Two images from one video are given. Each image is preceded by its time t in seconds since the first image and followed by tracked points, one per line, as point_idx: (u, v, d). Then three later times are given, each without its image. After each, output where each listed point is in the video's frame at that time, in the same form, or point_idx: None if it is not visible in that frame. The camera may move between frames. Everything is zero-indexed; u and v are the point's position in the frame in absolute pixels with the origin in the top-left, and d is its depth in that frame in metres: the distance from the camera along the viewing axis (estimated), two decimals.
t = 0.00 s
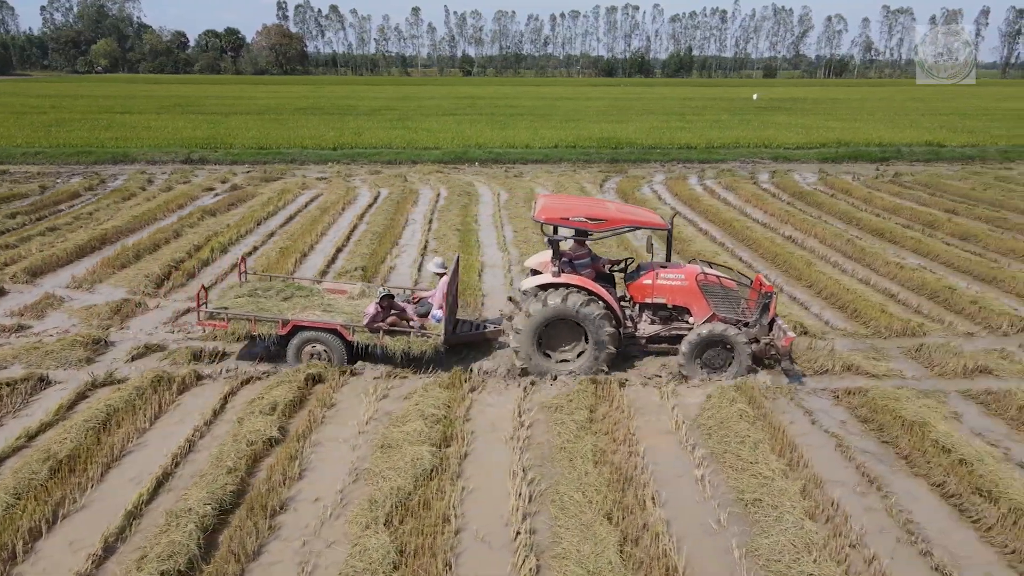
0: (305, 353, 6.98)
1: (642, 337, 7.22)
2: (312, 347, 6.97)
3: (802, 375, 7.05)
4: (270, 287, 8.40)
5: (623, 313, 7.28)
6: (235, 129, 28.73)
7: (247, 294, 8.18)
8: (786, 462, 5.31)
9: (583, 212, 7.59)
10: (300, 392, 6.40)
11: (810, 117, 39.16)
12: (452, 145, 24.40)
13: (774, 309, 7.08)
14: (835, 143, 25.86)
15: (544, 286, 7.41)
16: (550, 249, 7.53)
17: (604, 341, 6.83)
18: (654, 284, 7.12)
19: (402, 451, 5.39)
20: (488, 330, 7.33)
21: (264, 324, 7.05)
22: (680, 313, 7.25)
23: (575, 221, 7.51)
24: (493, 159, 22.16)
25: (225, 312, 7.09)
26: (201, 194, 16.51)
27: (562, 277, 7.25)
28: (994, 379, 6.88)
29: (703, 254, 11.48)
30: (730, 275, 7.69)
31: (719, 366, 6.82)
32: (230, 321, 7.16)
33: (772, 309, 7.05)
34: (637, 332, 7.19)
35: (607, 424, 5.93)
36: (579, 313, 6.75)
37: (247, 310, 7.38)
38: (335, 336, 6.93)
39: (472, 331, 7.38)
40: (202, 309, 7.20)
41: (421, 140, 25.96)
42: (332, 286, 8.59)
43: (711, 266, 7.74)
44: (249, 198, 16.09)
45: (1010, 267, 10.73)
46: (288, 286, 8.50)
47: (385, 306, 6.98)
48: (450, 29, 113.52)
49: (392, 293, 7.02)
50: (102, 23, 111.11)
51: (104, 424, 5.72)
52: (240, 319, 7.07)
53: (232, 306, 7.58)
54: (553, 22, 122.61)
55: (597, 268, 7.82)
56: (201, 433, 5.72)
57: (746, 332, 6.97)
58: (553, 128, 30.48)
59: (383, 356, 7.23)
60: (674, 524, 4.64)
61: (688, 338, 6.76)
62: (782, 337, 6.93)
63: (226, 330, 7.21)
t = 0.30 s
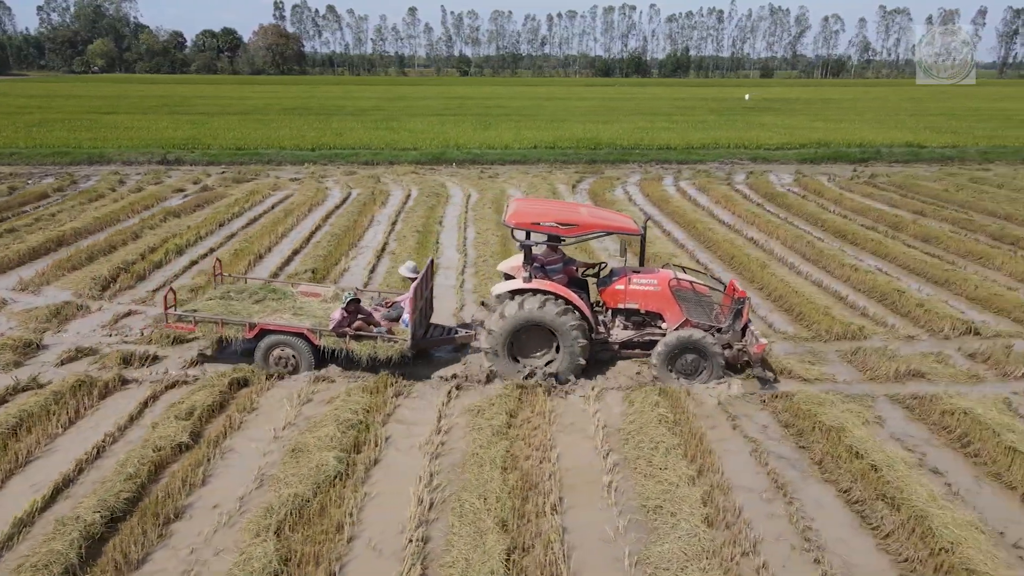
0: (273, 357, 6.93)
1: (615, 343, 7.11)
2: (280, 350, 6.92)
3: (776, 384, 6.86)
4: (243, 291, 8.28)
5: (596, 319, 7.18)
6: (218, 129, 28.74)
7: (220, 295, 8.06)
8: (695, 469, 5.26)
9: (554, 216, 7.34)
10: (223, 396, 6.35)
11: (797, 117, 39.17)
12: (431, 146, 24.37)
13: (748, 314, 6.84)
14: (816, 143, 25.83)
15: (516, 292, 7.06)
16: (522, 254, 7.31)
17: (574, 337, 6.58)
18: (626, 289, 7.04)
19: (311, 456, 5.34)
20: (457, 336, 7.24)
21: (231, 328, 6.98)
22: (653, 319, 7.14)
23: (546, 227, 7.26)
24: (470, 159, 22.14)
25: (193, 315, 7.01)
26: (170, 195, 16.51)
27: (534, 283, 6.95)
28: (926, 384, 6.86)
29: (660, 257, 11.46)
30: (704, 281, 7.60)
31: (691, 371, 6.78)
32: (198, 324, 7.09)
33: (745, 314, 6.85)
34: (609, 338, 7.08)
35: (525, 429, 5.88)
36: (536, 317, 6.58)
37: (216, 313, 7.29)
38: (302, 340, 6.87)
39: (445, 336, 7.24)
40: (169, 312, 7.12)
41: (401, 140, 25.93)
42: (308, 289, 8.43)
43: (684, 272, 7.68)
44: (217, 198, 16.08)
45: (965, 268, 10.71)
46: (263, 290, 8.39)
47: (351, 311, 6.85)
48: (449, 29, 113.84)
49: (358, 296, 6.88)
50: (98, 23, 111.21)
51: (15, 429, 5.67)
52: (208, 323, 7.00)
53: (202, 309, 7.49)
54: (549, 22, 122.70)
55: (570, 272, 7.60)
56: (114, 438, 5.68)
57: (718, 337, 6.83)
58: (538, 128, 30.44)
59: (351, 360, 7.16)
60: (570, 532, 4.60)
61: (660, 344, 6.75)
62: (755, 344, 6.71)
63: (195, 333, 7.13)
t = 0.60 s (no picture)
0: (243, 357, 6.87)
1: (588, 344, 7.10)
2: (250, 351, 6.85)
3: (750, 385, 6.89)
4: (219, 290, 8.15)
5: (569, 320, 7.17)
6: (201, 130, 28.72)
7: (195, 294, 7.96)
8: (606, 472, 5.22)
9: (525, 218, 7.23)
10: (147, 398, 6.30)
11: (784, 117, 39.10)
12: (411, 146, 24.32)
13: (722, 315, 6.87)
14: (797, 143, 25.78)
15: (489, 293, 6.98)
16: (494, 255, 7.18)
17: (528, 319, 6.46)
18: (599, 291, 7.01)
19: (220, 459, 5.28)
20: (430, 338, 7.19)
21: (202, 327, 6.93)
22: (627, 321, 7.14)
23: (517, 227, 7.13)
24: (448, 160, 22.11)
25: (164, 313, 6.93)
26: (140, 196, 16.47)
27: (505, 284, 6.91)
28: (860, 386, 6.82)
29: (618, 259, 11.42)
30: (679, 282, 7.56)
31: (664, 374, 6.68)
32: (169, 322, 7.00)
33: (720, 315, 6.86)
34: (583, 340, 7.05)
35: (444, 433, 5.83)
36: (482, 321, 6.51)
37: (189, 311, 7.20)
38: (272, 341, 6.80)
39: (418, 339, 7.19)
40: (141, 311, 7.04)
41: (383, 140, 25.88)
42: (284, 289, 8.34)
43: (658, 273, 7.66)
44: (186, 199, 16.04)
45: (922, 269, 10.66)
46: (239, 289, 8.26)
47: (320, 312, 6.81)
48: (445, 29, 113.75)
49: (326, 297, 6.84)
50: (95, 23, 111.24)
51: None
52: (179, 321, 6.93)
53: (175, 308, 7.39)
54: (546, 21, 122.65)
55: (544, 275, 7.39)
56: (27, 441, 5.63)
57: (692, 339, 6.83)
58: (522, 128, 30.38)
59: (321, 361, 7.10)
60: (468, 537, 4.56)
61: (634, 346, 6.62)
62: (728, 344, 6.71)
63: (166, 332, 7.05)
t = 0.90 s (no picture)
0: (216, 356, 6.81)
1: (564, 345, 6.99)
2: (223, 349, 6.79)
3: (725, 385, 6.87)
4: (197, 290, 8.07)
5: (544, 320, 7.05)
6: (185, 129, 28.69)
7: (173, 294, 7.89)
8: (517, 472, 5.18)
9: (499, 216, 7.23)
10: (72, 398, 6.26)
11: (772, 117, 38.98)
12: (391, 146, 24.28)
13: (698, 316, 6.88)
14: (780, 143, 25.71)
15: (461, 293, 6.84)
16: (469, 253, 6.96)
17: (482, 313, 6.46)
18: (574, 291, 6.91)
19: (131, 457, 5.24)
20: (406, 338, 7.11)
21: (176, 327, 6.94)
22: (603, 321, 7.01)
23: (490, 226, 7.15)
24: (427, 159, 22.06)
25: (138, 313, 6.93)
26: (110, 195, 16.42)
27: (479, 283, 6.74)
28: (794, 386, 6.79)
29: (578, 259, 11.37)
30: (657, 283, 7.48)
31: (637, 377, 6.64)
32: (143, 322, 7.00)
33: (695, 316, 6.87)
34: (559, 340, 6.96)
35: (365, 432, 5.78)
36: (441, 330, 6.54)
37: (163, 310, 7.19)
38: (245, 340, 6.76)
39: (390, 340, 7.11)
40: (115, 310, 7.05)
41: (364, 140, 25.82)
42: (263, 290, 8.35)
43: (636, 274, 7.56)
44: (156, 199, 16.01)
45: (879, 269, 10.62)
46: (218, 288, 8.19)
47: (293, 309, 6.78)
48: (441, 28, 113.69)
49: (300, 295, 6.81)
50: (91, 23, 111.15)
51: None
52: (153, 321, 6.95)
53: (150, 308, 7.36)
54: (542, 21, 122.49)
55: (520, 275, 7.10)
56: None
57: (668, 340, 6.80)
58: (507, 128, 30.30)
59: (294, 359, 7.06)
60: (368, 538, 4.53)
61: (613, 347, 6.57)
62: (703, 345, 6.73)
63: (140, 331, 7.05)
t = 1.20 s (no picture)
0: (195, 356, 6.77)
1: (545, 344, 6.92)
2: (202, 349, 6.75)
3: (706, 385, 6.80)
4: (179, 288, 7.98)
5: (526, 319, 6.97)
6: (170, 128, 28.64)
7: (153, 293, 7.82)
8: (436, 471, 5.15)
9: (478, 214, 7.22)
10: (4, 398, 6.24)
11: (761, 117, 38.85)
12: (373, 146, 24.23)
13: (680, 315, 6.82)
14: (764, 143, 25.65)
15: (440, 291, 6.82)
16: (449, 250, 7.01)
17: (441, 312, 6.41)
18: (555, 289, 6.85)
19: (52, 456, 5.21)
20: (386, 337, 7.01)
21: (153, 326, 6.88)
22: (584, 320, 6.96)
23: (469, 224, 7.11)
24: (408, 159, 22.01)
25: (117, 313, 6.88)
26: (83, 194, 16.37)
27: (461, 280, 6.69)
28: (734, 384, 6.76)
29: (542, 258, 11.34)
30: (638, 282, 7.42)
31: (620, 375, 6.58)
32: (121, 321, 6.96)
33: (677, 315, 6.81)
34: (540, 339, 6.92)
35: (294, 432, 5.75)
36: (416, 348, 6.51)
37: (143, 310, 7.15)
38: (224, 340, 6.72)
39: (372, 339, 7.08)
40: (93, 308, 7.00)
41: (348, 140, 25.76)
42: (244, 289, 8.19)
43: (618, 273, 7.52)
44: (128, 198, 15.98)
45: (841, 268, 10.60)
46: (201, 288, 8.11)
47: (271, 307, 6.75)
48: (438, 29, 113.30)
49: (279, 292, 6.80)
50: (88, 22, 111.02)
51: None
52: (130, 321, 6.90)
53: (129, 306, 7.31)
54: (540, 20, 122.25)
55: (501, 275, 7.05)
56: None
57: (650, 339, 6.73)
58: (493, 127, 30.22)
59: (274, 360, 6.99)
60: (277, 537, 4.49)
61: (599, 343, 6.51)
62: (684, 344, 6.66)
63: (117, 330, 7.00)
